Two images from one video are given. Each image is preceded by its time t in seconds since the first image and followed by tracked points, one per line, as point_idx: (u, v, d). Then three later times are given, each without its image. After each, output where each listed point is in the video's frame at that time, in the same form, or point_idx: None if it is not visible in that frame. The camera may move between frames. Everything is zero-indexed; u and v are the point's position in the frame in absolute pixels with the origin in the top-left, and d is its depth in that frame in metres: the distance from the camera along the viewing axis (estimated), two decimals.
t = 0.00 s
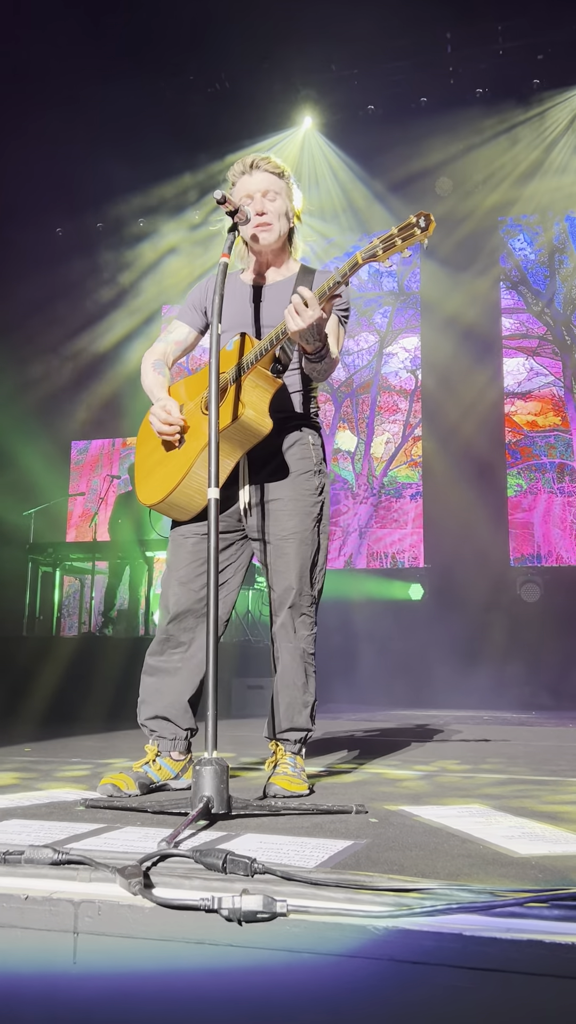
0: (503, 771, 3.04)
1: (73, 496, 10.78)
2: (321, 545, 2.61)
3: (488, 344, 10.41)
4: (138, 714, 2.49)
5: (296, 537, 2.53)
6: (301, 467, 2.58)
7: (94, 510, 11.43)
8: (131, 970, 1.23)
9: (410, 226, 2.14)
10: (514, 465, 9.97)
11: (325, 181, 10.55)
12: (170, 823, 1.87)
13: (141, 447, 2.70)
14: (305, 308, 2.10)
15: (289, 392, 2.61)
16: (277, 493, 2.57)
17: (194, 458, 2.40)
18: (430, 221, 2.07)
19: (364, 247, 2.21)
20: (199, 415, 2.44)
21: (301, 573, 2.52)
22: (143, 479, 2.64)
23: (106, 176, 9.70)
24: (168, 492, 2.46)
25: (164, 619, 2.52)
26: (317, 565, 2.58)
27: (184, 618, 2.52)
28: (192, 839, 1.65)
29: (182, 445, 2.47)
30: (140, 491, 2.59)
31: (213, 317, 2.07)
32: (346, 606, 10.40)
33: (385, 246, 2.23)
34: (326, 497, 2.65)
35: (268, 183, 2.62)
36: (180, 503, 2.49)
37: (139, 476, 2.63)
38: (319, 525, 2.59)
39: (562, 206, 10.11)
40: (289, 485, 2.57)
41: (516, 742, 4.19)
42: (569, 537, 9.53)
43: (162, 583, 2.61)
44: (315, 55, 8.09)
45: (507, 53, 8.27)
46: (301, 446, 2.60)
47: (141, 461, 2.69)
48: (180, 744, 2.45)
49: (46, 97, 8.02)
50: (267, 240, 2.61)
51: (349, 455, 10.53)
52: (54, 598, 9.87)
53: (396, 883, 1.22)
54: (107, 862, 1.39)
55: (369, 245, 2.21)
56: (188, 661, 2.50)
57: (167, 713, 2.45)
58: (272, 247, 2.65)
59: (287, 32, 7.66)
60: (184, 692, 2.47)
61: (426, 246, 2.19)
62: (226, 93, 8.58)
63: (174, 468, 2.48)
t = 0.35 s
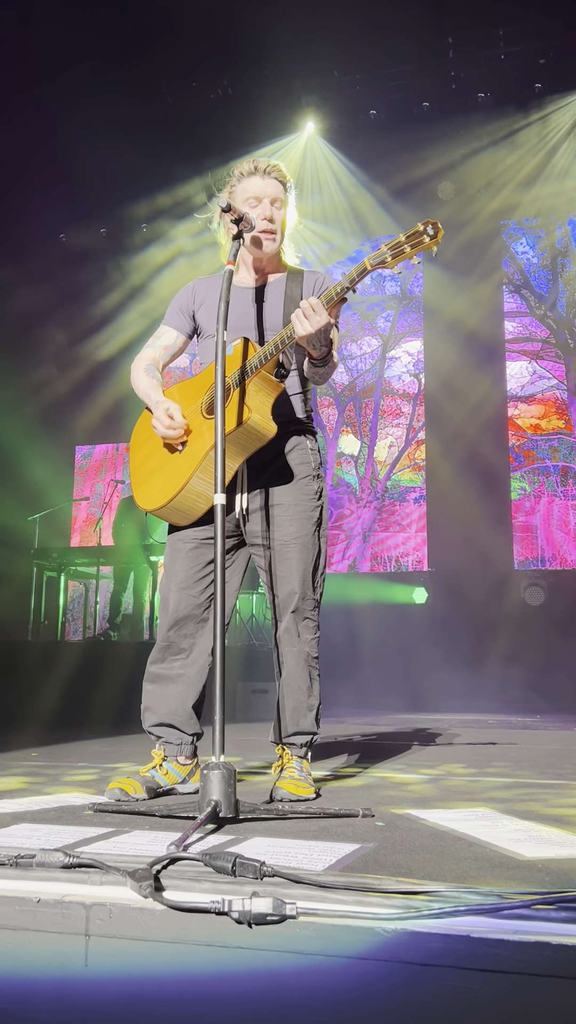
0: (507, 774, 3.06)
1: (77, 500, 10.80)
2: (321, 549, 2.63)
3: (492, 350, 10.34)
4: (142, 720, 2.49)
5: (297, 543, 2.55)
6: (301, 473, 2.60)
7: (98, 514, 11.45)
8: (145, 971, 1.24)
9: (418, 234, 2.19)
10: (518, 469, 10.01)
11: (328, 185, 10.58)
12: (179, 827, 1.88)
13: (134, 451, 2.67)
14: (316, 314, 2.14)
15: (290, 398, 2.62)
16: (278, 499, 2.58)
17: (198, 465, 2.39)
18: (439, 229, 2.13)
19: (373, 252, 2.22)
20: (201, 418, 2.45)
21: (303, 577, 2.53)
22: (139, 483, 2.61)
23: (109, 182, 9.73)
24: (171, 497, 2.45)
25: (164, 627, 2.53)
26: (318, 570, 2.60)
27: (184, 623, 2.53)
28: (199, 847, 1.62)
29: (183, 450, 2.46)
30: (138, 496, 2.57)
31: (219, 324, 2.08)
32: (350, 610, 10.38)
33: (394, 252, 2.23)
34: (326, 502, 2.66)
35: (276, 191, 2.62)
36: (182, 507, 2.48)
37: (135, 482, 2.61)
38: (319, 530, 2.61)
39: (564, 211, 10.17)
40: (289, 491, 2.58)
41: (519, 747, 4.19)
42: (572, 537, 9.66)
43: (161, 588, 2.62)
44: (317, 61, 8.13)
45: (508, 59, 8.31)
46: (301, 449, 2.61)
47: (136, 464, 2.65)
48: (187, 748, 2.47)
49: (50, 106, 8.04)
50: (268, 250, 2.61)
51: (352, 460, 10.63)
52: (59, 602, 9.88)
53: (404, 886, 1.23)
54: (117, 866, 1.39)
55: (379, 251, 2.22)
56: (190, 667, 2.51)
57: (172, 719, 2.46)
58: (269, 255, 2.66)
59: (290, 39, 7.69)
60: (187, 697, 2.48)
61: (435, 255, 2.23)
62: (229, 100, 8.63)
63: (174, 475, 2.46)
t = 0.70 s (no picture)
0: (518, 776, 3.07)
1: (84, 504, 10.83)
2: (327, 550, 2.64)
3: (498, 350, 10.41)
4: (153, 726, 2.50)
5: (303, 545, 2.56)
6: (305, 476, 2.61)
7: (105, 518, 11.48)
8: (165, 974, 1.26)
9: (439, 253, 2.25)
10: (524, 471, 9.99)
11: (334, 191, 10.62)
12: (194, 830, 1.90)
13: (134, 453, 2.64)
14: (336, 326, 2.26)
15: (297, 405, 2.65)
16: (284, 503, 2.59)
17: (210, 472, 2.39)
18: (462, 250, 2.20)
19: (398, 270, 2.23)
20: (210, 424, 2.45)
21: (309, 580, 2.55)
22: (142, 487, 2.58)
23: (116, 187, 9.76)
24: (181, 504, 2.44)
25: (171, 633, 2.54)
26: (323, 572, 2.62)
27: (191, 628, 2.54)
28: (217, 846, 1.66)
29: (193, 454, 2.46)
30: (142, 499, 2.55)
31: (230, 329, 2.10)
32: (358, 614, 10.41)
33: (415, 270, 2.26)
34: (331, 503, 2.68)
35: (284, 197, 2.65)
36: (190, 512, 2.48)
37: (138, 485, 2.59)
38: (323, 533, 2.63)
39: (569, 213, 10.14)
40: (295, 494, 2.60)
41: (530, 748, 4.21)
42: None
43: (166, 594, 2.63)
44: (323, 64, 8.15)
45: (513, 61, 8.32)
46: (305, 452, 2.63)
47: (138, 467, 2.62)
48: (199, 752, 2.48)
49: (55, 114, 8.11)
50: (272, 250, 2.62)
51: (357, 461, 10.60)
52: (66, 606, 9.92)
53: (422, 888, 1.24)
54: (135, 868, 1.41)
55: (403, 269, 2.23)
56: (199, 671, 2.52)
57: (183, 725, 2.47)
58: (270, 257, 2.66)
59: (293, 44, 7.74)
60: (197, 703, 2.49)
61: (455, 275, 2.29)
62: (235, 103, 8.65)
63: (184, 481, 2.45)
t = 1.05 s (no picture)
0: (528, 776, 3.06)
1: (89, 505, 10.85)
2: (337, 551, 2.64)
3: (504, 350, 10.34)
4: (163, 727, 2.51)
5: (313, 545, 2.57)
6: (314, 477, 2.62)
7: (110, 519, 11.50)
8: (183, 970, 1.27)
9: (447, 251, 2.26)
10: (528, 471, 9.98)
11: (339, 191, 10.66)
12: (206, 829, 1.90)
13: (144, 454, 2.65)
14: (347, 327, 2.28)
15: (305, 406, 2.65)
16: (294, 503, 2.60)
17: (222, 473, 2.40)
18: (470, 248, 2.20)
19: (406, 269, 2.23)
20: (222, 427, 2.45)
21: (319, 579, 2.55)
22: (152, 488, 2.59)
23: (120, 190, 9.78)
24: (192, 505, 2.45)
25: (182, 633, 2.55)
26: (333, 572, 2.63)
27: (202, 629, 2.55)
28: (230, 846, 1.66)
29: (204, 456, 2.46)
30: (154, 500, 2.55)
31: (240, 330, 2.10)
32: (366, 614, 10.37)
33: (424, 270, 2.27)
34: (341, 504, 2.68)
35: (289, 201, 2.66)
36: (202, 513, 2.49)
37: (148, 487, 2.60)
38: (333, 533, 2.64)
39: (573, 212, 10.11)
40: (305, 494, 2.60)
41: (540, 747, 4.20)
42: None
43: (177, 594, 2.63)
44: (326, 65, 8.16)
45: (516, 60, 8.33)
46: (315, 453, 2.64)
47: (148, 469, 2.63)
48: (209, 752, 2.49)
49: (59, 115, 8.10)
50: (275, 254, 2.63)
51: (362, 461, 10.67)
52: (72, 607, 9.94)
53: (438, 886, 1.25)
54: (151, 867, 1.41)
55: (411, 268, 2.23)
56: (209, 672, 2.53)
57: (194, 725, 2.47)
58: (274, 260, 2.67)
59: (297, 42, 7.72)
60: (208, 703, 2.50)
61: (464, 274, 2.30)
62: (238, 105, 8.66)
63: (196, 482, 2.46)
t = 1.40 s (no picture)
0: (535, 775, 3.05)
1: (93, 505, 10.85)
2: (343, 550, 2.64)
3: (506, 349, 10.33)
4: (169, 725, 2.50)
5: (319, 545, 2.56)
6: (321, 476, 2.61)
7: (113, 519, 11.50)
8: (194, 968, 1.27)
9: (446, 253, 2.23)
10: (532, 469, 9.98)
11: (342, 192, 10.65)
12: (214, 829, 1.89)
13: (152, 458, 2.66)
14: (343, 331, 2.21)
15: (309, 405, 2.64)
16: (301, 503, 2.60)
17: (224, 474, 2.40)
18: (469, 251, 2.18)
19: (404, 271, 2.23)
20: (222, 430, 2.46)
21: (325, 579, 2.55)
22: (159, 492, 2.60)
23: (123, 189, 9.78)
24: (195, 506, 2.44)
25: (188, 632, 2.54)
26: (339, 572, 2.62)
27: (209, 628, 2.54)
28: (237, 846, 1.65)
29: (207, 459, 2.46)
30: (159, 504, 2.56)
31: (245, 330, 2.10)
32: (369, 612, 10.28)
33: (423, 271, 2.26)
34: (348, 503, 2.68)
35: (279, 195, 2.66)
36: (204, 516, 2.49)
37: (155, 490, 2.61)
38: (340, 532, 2.63)
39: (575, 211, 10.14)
40: (311, 494, 2.60)
41: (547, 747, 4.19)
42: None
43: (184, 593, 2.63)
44: (328, 64, 8.17)
45: (518, 59, 8.34)
46: (321, 451, 2.63)
47: (154, 473, 2.63)
48: (215, 751, 2.48)
49: (61, 113, 8.10)
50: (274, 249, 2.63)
51: (365, 461, 10.73)
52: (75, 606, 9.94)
53: (448, 885, 1.24)
54: (160, 867, 1.41)
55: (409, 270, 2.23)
56: (216, 670, 2.52)
57: (200, 724, 2.47)
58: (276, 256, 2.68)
59: (298, 42, 7.73)
60: (214, 702, 2.49)
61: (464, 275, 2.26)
62: (241, 104, 8.67)
63: (199, 483, 2.46)
